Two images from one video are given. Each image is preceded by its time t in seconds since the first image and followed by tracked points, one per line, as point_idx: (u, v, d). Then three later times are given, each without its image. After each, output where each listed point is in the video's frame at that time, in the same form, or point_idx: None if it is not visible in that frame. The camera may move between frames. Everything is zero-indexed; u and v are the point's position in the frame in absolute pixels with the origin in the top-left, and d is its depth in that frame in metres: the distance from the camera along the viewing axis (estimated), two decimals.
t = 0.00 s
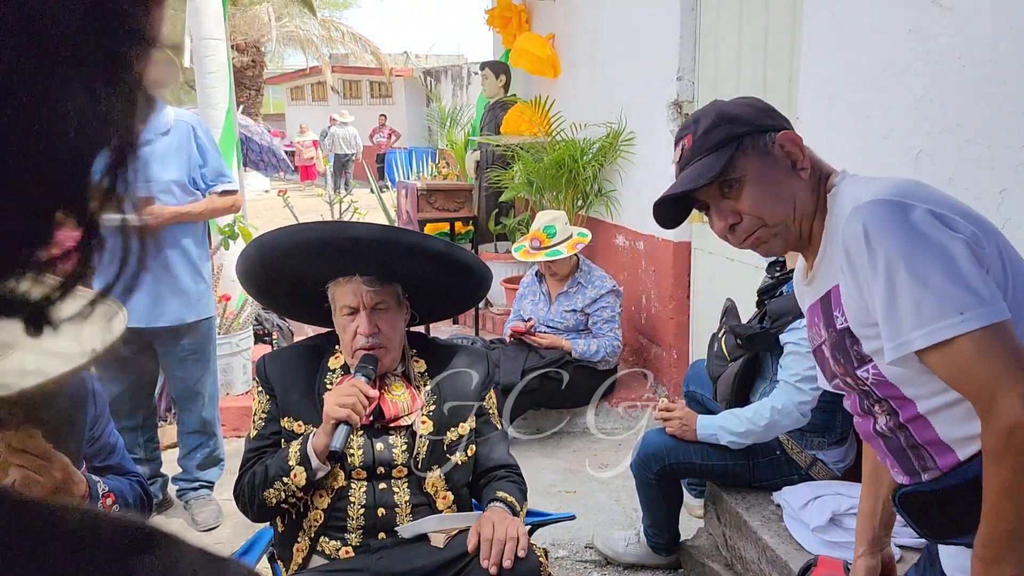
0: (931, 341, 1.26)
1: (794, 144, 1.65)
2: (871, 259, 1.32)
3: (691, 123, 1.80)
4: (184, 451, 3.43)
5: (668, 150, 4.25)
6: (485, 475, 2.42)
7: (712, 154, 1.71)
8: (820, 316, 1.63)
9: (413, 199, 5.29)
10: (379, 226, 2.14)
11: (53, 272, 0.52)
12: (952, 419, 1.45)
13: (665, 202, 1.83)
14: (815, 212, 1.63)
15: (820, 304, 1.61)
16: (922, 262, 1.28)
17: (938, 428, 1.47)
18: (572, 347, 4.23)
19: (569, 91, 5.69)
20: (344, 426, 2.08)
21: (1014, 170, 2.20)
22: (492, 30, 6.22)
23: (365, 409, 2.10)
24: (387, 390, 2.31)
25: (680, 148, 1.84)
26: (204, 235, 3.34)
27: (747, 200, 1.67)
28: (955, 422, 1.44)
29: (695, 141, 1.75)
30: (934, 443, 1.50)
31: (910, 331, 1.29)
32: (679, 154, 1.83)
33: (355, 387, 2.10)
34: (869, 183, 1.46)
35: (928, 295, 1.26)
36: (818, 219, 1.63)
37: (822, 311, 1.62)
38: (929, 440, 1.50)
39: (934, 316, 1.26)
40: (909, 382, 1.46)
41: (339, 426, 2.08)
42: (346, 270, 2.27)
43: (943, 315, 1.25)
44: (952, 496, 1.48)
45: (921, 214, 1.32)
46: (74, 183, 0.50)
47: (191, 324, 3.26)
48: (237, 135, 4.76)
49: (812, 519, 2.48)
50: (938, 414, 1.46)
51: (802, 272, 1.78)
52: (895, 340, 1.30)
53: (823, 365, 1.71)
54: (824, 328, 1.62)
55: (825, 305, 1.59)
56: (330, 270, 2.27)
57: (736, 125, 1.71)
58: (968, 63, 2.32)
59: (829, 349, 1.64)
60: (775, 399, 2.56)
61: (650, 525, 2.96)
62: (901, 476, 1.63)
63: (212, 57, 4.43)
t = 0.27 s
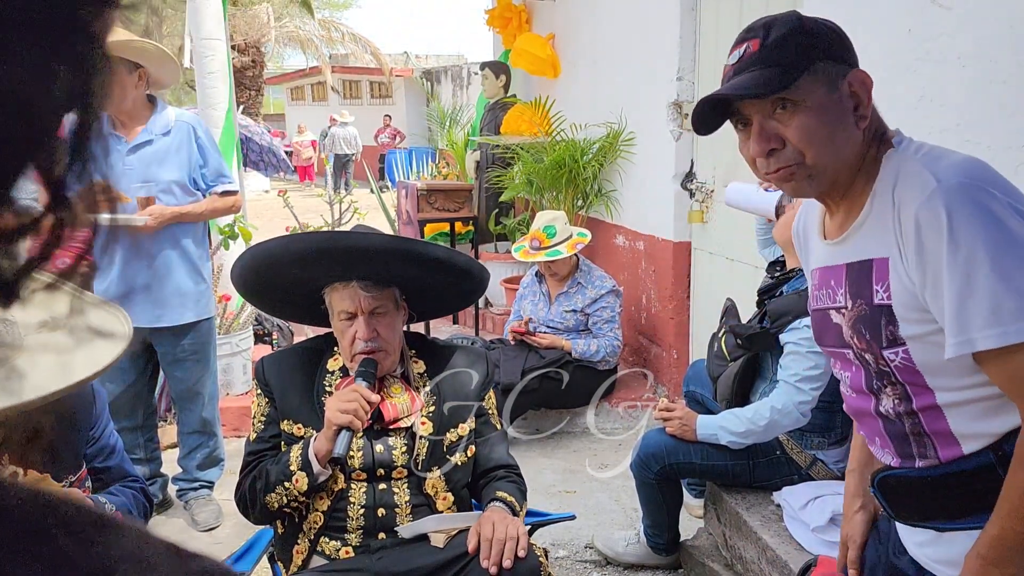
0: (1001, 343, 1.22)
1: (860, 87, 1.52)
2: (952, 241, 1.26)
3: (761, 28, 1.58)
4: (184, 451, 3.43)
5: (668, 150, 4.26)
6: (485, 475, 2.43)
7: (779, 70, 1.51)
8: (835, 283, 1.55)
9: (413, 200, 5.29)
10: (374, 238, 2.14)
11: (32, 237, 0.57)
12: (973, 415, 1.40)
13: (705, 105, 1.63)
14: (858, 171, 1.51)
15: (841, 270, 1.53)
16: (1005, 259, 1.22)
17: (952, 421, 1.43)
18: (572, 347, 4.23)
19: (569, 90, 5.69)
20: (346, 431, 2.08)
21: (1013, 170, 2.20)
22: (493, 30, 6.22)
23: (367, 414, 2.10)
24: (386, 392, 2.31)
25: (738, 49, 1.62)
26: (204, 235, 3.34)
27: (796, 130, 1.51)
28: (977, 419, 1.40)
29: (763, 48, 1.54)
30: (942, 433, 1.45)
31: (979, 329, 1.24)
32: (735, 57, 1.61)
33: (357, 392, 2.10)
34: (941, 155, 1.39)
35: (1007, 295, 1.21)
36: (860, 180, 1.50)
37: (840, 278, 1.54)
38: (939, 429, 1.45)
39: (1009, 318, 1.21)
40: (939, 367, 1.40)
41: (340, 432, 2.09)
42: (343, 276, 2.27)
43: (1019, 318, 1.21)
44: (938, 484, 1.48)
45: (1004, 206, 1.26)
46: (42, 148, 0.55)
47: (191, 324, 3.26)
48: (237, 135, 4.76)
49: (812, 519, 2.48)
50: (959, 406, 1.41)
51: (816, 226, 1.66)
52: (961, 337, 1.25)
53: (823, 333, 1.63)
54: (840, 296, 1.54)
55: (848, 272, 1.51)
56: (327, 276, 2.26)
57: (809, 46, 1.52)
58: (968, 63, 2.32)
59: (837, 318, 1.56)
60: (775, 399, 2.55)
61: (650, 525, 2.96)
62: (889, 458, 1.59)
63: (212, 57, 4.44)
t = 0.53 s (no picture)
0: None
1: (869, 81, 1.53)
2: (982, 245, 1.27)
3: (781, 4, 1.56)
4: (184, 451, 3.43)
5: (667, 150, 4.26)
6: (485, 475, 2.43)
7: (797, 52, 1.50)
8: (833, 277, 1.55)
9: (414, 200, 5.29)
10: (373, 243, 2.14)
11: None
12: (973, 410, 1.43)
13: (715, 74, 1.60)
14: (860, 165, 1.50)
15: (839, 263, 1.53)
16: None
17: (951, 416, 1.45)
18: (572, 346, 4.24)
19: (569, 90, 5.69)
20: (346, 432, 2.09)
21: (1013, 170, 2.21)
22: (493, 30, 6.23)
23: (367, 415, 2.11)
24: (386, 392, 2.31)
25: (753, 20, 1.58)
26: (205, 234, 3.34)
27: (807, 112, 1.52)
28: (978, 414, 1.43)
29: (784, 25, 1.52)
30: (938, 426, 1.47)
31: (1009, 332, 1.26)
32: (749, 29, 1.58)
33: (358, 394, 2.11)
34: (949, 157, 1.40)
35: None
36: (861, 175, 1.50)
37: (838, 272, 1.54)
38: (938, 424, 1.47)
39: None
40: (944, 363, 1.42)
41: (341, 433, 2.10)
42: (343, 278, 2.27)
43: None
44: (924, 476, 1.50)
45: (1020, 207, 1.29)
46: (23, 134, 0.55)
47: (192, 324, 3.26)
48: (237, 135, 4.76)
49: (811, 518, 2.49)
50: (960, 400, 1.43)
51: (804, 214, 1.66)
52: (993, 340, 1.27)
53: (812, 325, 1.63)
54: (838, 290, 1.53)
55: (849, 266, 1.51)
56: (326, 278, 2.26)
57: (829, 32, 1.51)
58: (967, 63, 2.32)
59: (833, 311, 1.56)
60: (774, 399, 2.56)
61: (650, 526, 2.97)
62: (877, 448, 1.60)
63: (212, 57, 4.45)
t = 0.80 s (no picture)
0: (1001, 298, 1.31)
1: (832, 76, 1.58)
2: (959, 207, 1.31)
3: None
4: (184, 451, 3.43)
5: (667, 150, 4.26)
6: (485, 475, 2.43)
7: (776, 40, 1.52)
8: (799, 253, 1.55)
9: (414, 200, 5.29)
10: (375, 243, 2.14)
11: None
12: (939, 371, 1.46)
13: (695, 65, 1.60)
14: (823, 148, 1.54)
15: (806, 239, 1.54)
16: (995, 220, 1.32)
17: (920, 380, 1.47)
18: (572, 346, 4.24)
19: (569, 90, 5.69)
20: (346, 433, 2.08)
21: (1013, 170, 2.21)
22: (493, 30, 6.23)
23: (366, 416, 2.10)
24: (384, 391, 2.31)
25: (729, 8, 1.59)
26: (205, 234, 3.34)
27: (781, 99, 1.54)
28: (944, 376, 1.46)
29: (762, 14, 1.54)
30: (907, 392, 1.49)
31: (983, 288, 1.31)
32: (724, 17, 1.59)
33: (358, 394, 2.11)
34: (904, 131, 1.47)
35: (1001, 253, 1.31)
36: (826, 156, 1.54)
37: (804, 248, 1.54)
38: (906, 389, 1.48)
39: (1006, 274, 1.31)
40: (911, 325, 1.44)
41: (340, 433, 2.09)
42: (344, 278, 2.27)
43: (1014, 274, 1.31)
44: (891, 445, 1.53)
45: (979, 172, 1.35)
46: None
47: (191, 324, 3.26)
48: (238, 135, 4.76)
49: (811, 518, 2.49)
50: (928, 363, 1.46)
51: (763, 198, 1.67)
52: (970, 296, 1.31)
53: (777, 305, 1.62)
54: (805, 265, 1.54)
55: (816, 240, 1.52)
56: (325, 278, 2.26)
57: (804, 25, 1.55)
58: (967, 63, 2.32)
59: (800, 288, 1.56)
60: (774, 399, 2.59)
61: (650, 526, 2.96)
62: (846, 422, 1.59)
63: (212, 57, 4.41)
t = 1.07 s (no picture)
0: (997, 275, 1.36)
1: (809, 80, 1.60)
2: (954, 193, 1.35)
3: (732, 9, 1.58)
4: (184, 450, 3.43)
5: (667, 150, 4.26)
6: (485, 475, 2.43)
7: (758, 53, 1.53)
8: (793, 251, 1.55)
9: (414, 200, 5.28)
10: (381, 246, 2.15)
11: None
12: (937, 352, 1.49)
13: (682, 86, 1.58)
14: (804, 151, 1.56)
15: (800, 237, 1.54)
16: (983, 200, 1.38)
17: (920, 365, 1.49)
18: (572, 346, 4.24)
19: (569, 90, 5.69)
20: (346, 434, 2.08)
21: (1013, 170, 2.22)
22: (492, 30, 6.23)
23: (367, 416, 2.10)
24: (383, 391, 2.31)
25: (705, 25, 1.59)
26: (204, 235, 3.34)
27: (772, 109, 1.54)
28: (941, 356, 1.49)
29: (741, 28, 1.54)
30: (907, 377, 1.50)
31: (982, 267, 1.36)
32: (702, 35, 1.58)
33: (358, 395, 2.11)
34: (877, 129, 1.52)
35: (992, 232, 1.37)
36: (809, 159, 1.55)
37: (799, 246, 1.54)
38: (907, 375, 1.49)
39: (1000, 250, 1.36)
40: (909, 310, 1.46)
41: (340, 434, 2.09)
42: (344, 278, 2.27)
43: (1005, 250, 1.37)
44: (892, 434, 1.52)
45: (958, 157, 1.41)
46: None
47: (191, 324, 3.26)
48: (238, 135, 4.76)
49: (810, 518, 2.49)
50: (924, 348, 1.48)
51: (744, 202, 1.67)
52: (972, 276, 1.36)
53: (769, 305, 1.62)
54: (801, 263, 1.54)
55: (812, 237, 1.52)
56: (326, 279, 2.26)
57: (779, 36, 1.56)
58: (967, 63, 2.32)
59: (796, 287, 1.56)
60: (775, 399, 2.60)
61: (650, 526, 2.97)
62: (846, 416, 1.58)
63: (212, 57, 4.43)
